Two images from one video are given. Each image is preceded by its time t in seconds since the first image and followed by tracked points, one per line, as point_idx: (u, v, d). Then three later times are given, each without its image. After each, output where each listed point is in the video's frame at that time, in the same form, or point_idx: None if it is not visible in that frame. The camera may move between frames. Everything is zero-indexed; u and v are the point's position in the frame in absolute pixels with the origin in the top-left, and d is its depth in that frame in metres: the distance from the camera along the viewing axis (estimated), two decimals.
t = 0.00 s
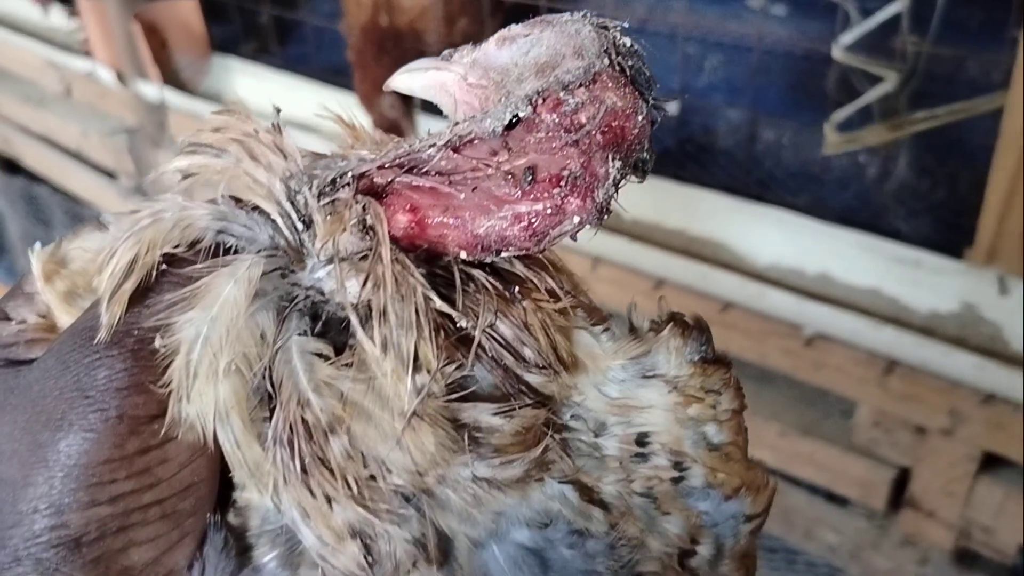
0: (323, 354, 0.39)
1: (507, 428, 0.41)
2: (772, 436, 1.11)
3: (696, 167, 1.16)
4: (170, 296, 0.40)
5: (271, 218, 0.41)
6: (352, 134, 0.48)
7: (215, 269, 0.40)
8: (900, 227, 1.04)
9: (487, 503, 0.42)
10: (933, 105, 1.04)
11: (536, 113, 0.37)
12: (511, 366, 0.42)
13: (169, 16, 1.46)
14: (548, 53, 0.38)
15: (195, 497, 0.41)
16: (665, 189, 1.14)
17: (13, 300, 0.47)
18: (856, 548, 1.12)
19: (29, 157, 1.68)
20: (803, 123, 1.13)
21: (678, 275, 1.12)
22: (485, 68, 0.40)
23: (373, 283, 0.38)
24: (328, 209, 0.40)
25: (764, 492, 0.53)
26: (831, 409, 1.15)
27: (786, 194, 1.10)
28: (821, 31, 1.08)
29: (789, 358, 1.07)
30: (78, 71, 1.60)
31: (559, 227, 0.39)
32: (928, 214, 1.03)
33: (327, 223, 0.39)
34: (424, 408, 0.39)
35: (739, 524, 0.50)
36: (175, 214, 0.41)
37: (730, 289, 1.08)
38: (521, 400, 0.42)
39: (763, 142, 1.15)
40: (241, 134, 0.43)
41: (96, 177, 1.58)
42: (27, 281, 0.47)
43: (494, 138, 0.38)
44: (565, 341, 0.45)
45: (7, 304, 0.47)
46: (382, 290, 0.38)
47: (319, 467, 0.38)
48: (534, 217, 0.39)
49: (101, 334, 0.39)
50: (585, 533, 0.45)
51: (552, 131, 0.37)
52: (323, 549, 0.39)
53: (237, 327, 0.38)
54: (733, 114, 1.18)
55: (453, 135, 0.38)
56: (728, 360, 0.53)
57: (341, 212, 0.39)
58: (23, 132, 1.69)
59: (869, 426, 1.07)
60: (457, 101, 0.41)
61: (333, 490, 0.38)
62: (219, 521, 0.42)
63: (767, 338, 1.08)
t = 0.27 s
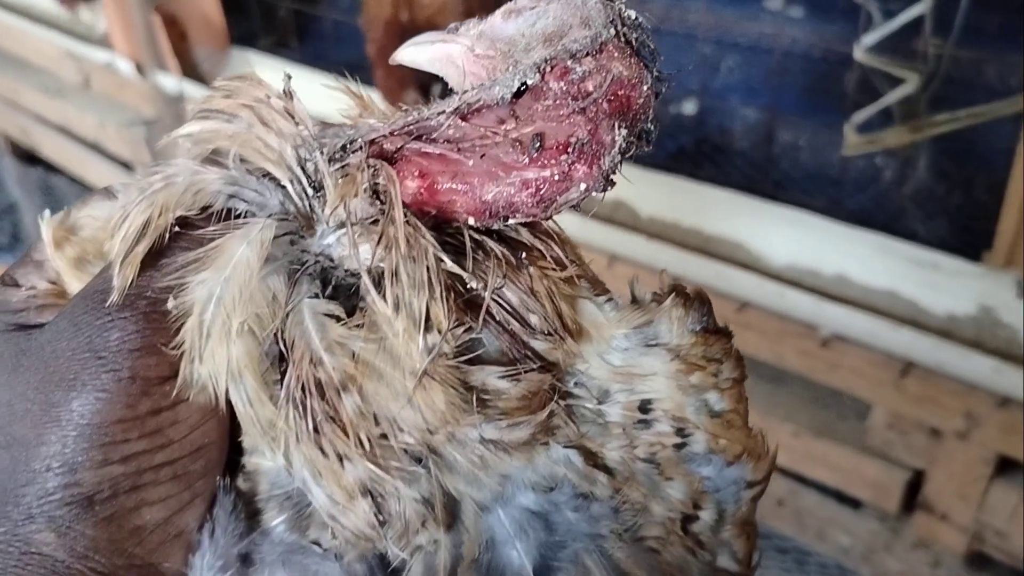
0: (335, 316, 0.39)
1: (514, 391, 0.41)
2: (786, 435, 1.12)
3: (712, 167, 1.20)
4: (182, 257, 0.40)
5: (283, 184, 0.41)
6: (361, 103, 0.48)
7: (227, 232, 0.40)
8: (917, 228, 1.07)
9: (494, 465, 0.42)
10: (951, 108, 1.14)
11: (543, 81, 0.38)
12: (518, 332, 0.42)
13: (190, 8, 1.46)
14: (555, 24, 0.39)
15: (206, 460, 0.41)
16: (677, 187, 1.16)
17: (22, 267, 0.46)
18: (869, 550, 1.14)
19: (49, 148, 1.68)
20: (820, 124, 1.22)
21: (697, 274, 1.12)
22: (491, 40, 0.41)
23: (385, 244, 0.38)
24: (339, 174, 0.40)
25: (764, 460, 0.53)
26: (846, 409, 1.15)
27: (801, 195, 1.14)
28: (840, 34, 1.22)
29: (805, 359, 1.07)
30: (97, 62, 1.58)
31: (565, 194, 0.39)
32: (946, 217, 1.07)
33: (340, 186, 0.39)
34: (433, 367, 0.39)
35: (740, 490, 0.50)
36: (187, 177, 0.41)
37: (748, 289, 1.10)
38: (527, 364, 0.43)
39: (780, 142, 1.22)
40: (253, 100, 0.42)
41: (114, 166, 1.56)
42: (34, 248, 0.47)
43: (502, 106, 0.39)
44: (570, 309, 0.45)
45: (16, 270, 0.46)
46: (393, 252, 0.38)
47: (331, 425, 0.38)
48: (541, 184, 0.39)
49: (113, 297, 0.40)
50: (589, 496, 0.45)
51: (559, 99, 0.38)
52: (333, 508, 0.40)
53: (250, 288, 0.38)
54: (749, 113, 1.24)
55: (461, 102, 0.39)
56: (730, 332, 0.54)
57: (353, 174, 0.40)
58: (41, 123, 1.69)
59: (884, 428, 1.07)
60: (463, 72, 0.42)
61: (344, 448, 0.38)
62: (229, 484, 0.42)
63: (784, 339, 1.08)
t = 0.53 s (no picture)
0: (338, 276, 0.39)
1: (517, 355, 0.41)
2: (805, 440, 1.12)
3: (737, 168, 1.25)
4: (186, 215, 0.40)
5: (285, 144, 0.41)
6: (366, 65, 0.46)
7: (231, 189, 0.40)
8: (944, 235, 1.12)
9: (496, 430, 0.42)
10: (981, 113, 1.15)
11: (551, 44, 0.38)
12: (522, 298, 0.42)
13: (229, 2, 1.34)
14: None
15: (207, 420, 0.41)
16: (705, 188, 1.21)
17: (27, 228, 0.47)
18: (886, 557, 1.12)
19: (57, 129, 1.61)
20: (847, 127, 1.23)
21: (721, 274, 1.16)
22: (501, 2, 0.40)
23: (388, 204, 0.38)
24: (342, 134, 0.40)
25: (769, 431, 0.52)
26: (867, 416, 1.16)
27: (823, 197, 1.19)
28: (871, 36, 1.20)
29: (826, 364, 1.08)
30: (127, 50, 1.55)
31: (572, 159, 0.39)
32: (974, 224, 1.11)
33: (344, 146, 0.40)
34: (436, 328, 0.38)
35: (744, 461, 0.50)
36: (191, 135, 0.41)
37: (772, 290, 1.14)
38: (530, 330, 0.42)
39: (807, 145, 1.25)
40: (257, 59, 0.42)
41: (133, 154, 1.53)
42: (40, 211, 0.48)
43: (509, 70, 0.39)
44: (575, 277, 0.45)
45: (21, 232, 0.47)
46: (397, 212, 0.38)
47: (333, 384, 0.38)
48: (547, 149, 0.39)
49: (115, 255, 0.40)
50: (592, 463, 0.45)
51: (567, 63, 0.38)
52: (335, 470, 0.39)
53: (253, 247, 0.38)
54: (775, 115, 1.28)
55: (468, 65, 0.39)
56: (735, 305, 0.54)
57: (357, 134, 0.40)
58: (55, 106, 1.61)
59: (905, 435, 1.07)
60: (471, 38, 0.40)
61: (347, 408, 0.38)
62: (230, 447, 0.42)
63: (806, 341, 1.10)
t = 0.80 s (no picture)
0: (340, 237, 0.38)
1: (521, 318, 0.41)
2: (821, 439, 1.11)
3: (757, 167, 1.30)
4: (187, 176, 0.40)
5: (287, 106, 0.41)
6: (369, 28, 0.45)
7: (232, 149, 0.40)
8: (963, 235, 1.17)
9: (500, 393, 0.41)
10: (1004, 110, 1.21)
11: (553, 3, 0.38)
12: (526, 261, 0.42)
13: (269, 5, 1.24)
14: None
15: (212, 384, 0.41)
16: (726, 187, 1.26)
17: (31, 195, 0.47)
18: (900, 558, 1.11)
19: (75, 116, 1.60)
20: (865, 126, 1.29)
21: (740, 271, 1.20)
22: None
23: (390, 162, 0.38)
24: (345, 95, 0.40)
25: (775, 398, 0.52)
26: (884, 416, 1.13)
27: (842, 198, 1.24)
28: (893, 34, 1.25)
29: (842, 362, 1.10)
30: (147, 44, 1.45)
31: (575, 119, 0.39)
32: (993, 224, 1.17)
33: (345, 105, 0.39)
34: (439, 288, 0.38)
35: (750, 428, 0.50)
36: (193, 98, 0.41)
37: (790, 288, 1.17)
38: (534, 292, 0.42)
39: (826, 143, 1.29)
40: (258, 21, 0.42)
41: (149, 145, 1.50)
42: (44, 178, 0.48)
43: (512, 30, 0.38)
44: (580, 242, 0.45)
45: (24, 199, 0.47)
46: (399, 170, 0.38)
47: (336, 344, 0.38)
48: (551, 109, 0.38)
49: (119, 218, 0.40)
50: (596, 429, 0.44)
51: (570, 21, 0.37)
52: (339, 432, 0.39)
53: (254, 209, 0.38)
54: (795, 112, 1.32)
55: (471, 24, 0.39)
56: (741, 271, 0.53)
57: (359, 94, 0.40)
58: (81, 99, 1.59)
59: (921, 434, 1.06)
60: None
61: (351, 368, 0.38)
62: (234, 412, 0.42)
63: (824, 340, 1.11)
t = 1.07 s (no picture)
0: (327, 226, 0.38)
1: (510, 307, 0.41)
2: (820, 436, 1.13)
3: (755, 164, 1.30)
4: (172, 165, 0.40)
5: (273, 96, 0.41)
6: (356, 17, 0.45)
7: (218, 139, 0.40)
8: (963, 232, 1.18)
9: (490, 382, 0.41)
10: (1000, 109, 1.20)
11: None
12: (514, 251, 0.42)
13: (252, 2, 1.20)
14: None
15: (200, 374, 0.41)
16: (726, 184, 1.27)
17: (19, 188, 0.47)
18: (898, 555, 1.11)
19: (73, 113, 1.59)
20: (866, 123, 1.25)
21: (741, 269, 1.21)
22: None
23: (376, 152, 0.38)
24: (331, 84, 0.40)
25: (767, 387, 0.52)
26: (882, 413, 1.15)
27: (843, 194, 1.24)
28: (891, 33, 1.23)
29: (841, 360, 1.11)
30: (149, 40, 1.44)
31: (562, 109, 0.39)
32: (993, 222, 1.17)
33: (331, 93, 0.39)
34: (426, 276, 0.38)
35: (741, 416, 0.50)
36: (178, 87, 0.41)
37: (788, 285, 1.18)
38: (522, 281, 0.42)
39: (825, 141, 1.27)
40: (245, 11, 0.42)
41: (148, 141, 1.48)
42: (34, 171, 0.48)
43: (500, 18, 0.39)
44: (569, 231, 0.45)
45: (13, 192, 0.47)
46: (385, 158, 0.37)
47: (322, 330, 0.38)
48: (538, 98, 0.38)
49: (105, 209, 0.40)
50: (585, 417, 0.45)
51: (557, 11, 0.38)
52: (328, 420, 0.39)
53: (240, 198, 0.38)
54: (795, 110, 1.29)
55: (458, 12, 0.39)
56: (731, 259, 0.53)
57: (344, 83, 0.40)
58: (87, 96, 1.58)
59: (919, 432, 1.08)
60: None
61: (338, 356, 0.38)
62: (223, 402, 0.42)
63: (822, 338, 1.13)
